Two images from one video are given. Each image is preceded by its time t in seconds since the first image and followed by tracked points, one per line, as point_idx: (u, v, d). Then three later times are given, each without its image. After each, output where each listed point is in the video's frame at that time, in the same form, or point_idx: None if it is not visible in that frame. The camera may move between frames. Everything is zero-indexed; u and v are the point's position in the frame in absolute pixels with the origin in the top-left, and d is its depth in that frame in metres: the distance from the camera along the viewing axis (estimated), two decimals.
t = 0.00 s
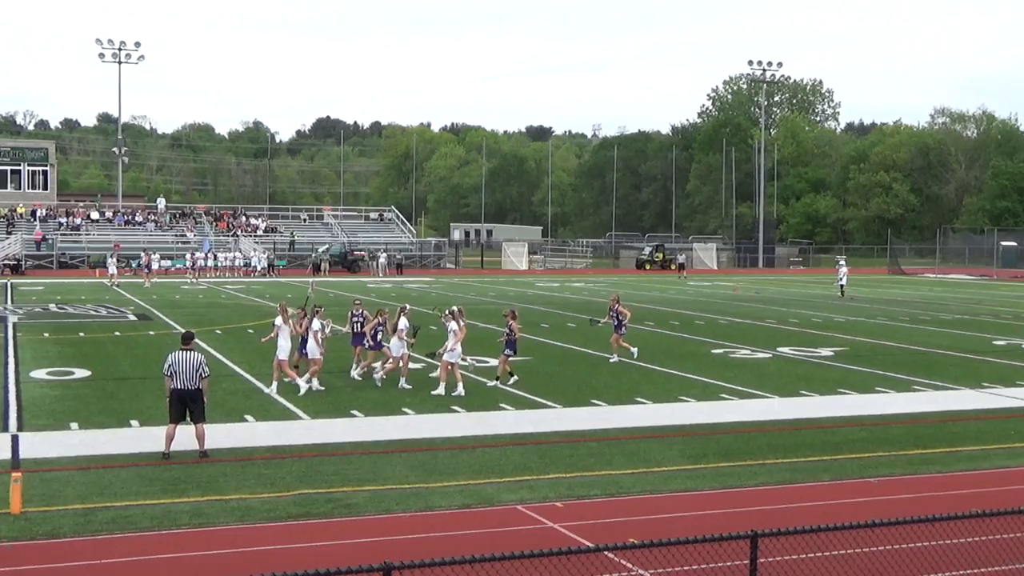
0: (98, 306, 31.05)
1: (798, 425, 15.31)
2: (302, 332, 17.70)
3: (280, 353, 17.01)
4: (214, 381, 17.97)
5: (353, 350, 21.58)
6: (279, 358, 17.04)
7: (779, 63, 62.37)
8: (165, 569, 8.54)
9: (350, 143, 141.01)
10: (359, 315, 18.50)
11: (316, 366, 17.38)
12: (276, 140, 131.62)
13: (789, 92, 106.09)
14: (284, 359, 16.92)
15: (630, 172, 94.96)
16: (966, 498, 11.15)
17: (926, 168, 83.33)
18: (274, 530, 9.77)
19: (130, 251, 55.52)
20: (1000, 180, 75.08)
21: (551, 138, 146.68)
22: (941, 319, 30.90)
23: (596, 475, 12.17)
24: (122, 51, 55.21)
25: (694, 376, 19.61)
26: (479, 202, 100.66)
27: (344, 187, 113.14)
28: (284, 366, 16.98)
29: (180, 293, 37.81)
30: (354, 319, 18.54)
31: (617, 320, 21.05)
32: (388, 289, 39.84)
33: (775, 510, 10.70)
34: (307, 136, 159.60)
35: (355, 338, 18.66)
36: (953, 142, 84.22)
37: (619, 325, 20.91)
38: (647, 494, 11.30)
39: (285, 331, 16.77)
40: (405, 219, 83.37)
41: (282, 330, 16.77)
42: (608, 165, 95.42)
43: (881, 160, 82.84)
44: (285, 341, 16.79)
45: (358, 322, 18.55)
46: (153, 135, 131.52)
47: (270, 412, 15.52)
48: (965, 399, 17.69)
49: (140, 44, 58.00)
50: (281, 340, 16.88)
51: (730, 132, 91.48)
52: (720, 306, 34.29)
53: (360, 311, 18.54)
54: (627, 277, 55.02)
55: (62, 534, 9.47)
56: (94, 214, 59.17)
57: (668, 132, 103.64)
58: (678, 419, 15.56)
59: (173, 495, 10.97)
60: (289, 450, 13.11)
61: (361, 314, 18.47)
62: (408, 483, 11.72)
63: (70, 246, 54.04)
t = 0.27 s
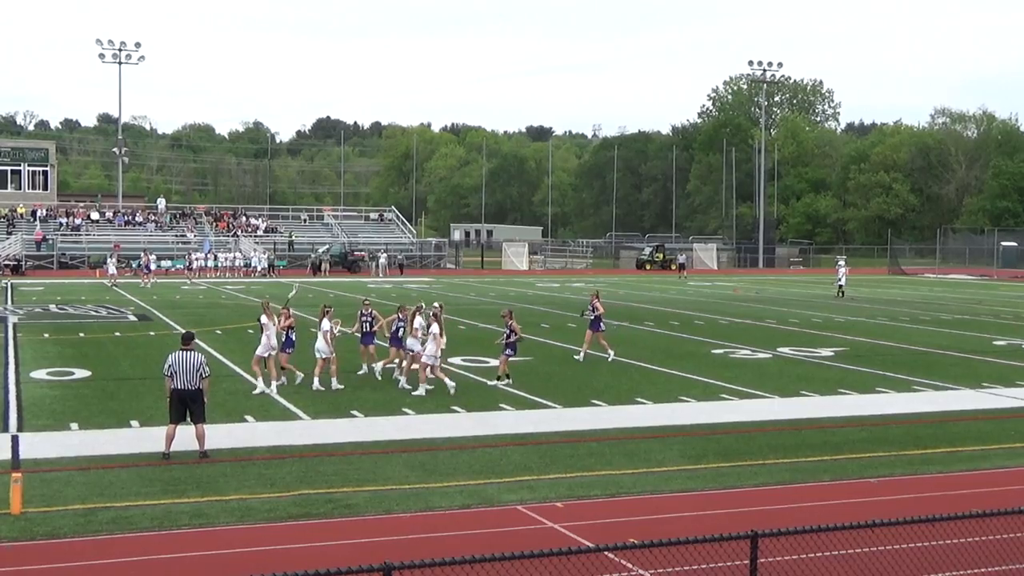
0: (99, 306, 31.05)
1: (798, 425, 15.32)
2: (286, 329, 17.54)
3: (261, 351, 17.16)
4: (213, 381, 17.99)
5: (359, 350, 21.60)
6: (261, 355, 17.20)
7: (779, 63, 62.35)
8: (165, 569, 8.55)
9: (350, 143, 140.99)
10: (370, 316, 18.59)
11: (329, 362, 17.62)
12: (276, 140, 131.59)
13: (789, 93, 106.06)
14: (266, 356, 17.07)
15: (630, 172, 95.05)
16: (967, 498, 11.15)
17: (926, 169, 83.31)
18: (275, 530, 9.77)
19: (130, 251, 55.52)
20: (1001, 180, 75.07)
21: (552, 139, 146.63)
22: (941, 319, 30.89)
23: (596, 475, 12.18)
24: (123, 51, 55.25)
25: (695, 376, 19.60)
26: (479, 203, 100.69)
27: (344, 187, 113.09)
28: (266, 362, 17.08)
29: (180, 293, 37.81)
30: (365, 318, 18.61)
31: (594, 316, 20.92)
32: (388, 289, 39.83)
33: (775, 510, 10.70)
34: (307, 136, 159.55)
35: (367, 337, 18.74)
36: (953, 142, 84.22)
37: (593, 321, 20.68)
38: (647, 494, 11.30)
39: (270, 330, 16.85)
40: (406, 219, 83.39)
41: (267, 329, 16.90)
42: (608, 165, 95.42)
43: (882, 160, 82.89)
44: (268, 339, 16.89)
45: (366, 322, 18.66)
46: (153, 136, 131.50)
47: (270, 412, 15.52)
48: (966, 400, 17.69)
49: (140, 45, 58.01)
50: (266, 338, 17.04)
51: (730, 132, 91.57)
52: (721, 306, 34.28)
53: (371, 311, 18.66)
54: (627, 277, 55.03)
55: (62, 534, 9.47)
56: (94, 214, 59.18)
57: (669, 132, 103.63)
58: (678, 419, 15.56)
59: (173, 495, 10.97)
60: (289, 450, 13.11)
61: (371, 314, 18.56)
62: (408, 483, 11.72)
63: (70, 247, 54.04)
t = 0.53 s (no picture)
0: (98, 306, 31.06)
1: (798, 424, 15.32)
2: (271, 330, 17.64)
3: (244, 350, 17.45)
4: (215, 381, 17.99)
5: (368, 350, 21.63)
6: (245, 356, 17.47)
7: (778, 62, 62.29)
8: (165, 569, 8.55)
9: (349, 143, 140.97)
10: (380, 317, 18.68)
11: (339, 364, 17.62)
12: (275, 141, 131.54)
13: (788, 92, 106.00)
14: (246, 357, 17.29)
15: (629, 171, 95.13)
16: (968, 497, 11.15)
17: (925, 168, 83.34)
18: (275, 530, 9.77)
19: (130, 251, 55.52)
20: (1000, 179, 75.11)
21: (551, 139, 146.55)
22: (940, 318, 30.91)
23: (596, 475, 12.16)
24: (122, 51, 55.26)
25: (694, 375, 19.58)
26: (478, 202, 100.71)
27: (343, 187, 113.06)
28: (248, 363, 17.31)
29: (180, 293, 37.86)
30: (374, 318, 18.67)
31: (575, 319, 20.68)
32: (387, 289, 39.84)
33: (775, 510, 10.69)
34: (306, 136, 159.54)
35: (380, 338, 18.83)
36: (952, 142, 84.22)
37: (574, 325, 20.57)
38: (647, 494, 11.31)
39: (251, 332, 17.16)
40: (406, 219, 83.44)
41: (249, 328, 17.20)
42: (607, 165, 95.39)
43: (880, 159, 82.93)
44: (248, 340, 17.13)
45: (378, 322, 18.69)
46: (152, 136, 131.50)
47: (270, 412, 15.54)
48: (965, 398, 17.70)
49: (139, 45, 57.99)
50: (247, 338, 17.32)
51: (729, 131, 91.62)
52: (720, 306, 34.37)
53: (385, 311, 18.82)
54: (626, 277, 55.16)
55: (61, 535, 9.46)
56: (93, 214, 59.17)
57: (668, 132, 103.63)
58: (678, 419, 15.58)
59: (173, 495, 10.97)
60: (289, 450, 13.11)
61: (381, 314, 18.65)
62: (408, 483, 11.71)
63: (70, 247, 54.01)
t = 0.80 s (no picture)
0: (98, 306, 31.06)
1: (798, 423, 15.33)
2: (257, 330, 17.64)
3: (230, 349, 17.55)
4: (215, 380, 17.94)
5: (371, 350, 21.61)
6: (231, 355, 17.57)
7: (777, 61, 62.22)
8: (164, 569, 8.55)
9: (348, 143, 140.97)
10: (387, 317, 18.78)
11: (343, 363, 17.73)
12: (275, 141, 131.54)
13: (787, 92, 105.96)
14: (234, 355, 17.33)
15: (628, 171, 95.12)
16: (967, 497, 11.15)
17: (924, 167, 83.29)
18: (274, 530, 9.76)
19: (129, 251, 55.49)
20: (999, 178, 75.05)
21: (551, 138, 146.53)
22: (939, 318, 30.95)
23: (595, 474, 12.15)
24: (121, 51, 55.23)
25: (694, 375, 19.57)
26: (478, 202, 100.72)
27: (343, 186, 113.06)
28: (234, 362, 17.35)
29: (179, 293, 37.88)
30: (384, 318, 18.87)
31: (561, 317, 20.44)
32: (387, 289, 39.85)
33: (775, 509, 10.68)
34: (306, 136, 159.55)
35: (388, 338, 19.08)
36: (951, 141, 84.21)
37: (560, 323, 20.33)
38: (647, 493, 11.31)
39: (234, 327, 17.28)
40: (406, 219, 83.36)
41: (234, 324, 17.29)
42: (606, 164, 95.35)
43: (880, 158, 82.94)
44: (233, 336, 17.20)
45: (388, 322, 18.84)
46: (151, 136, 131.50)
47: (269, 412, 15.54)
48: (964, 398, 17.72)
49: (138, 45, 57.98)
50: (234, 335, 17.40)
51: (729, 131, 91.61)
52: (720, 305, 34.40)
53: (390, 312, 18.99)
54: (626, 276, 55.20)
55: (60, 535, 9.46)
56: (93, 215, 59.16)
57: (667, 131, 103.59)
58: (677, 418, 15.59)
59: (173, 495, 10.97)
60: (288, 450, 13.11)
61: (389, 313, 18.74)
62: (407, 482, 11.71)
63: (69, 246, 54.00)
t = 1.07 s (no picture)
0: (97, 306, 31.07)
1: (797, 423, 15.36)
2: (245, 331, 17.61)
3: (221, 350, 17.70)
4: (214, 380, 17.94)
5: (371, 349, 21.61)
6: (220, 356, 17.71)
7: (777, 61, 62.19)
8: (163, 569, 8.55)
9: (347, 143, 141.04)
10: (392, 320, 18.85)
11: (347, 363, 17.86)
12: (274, 140, 131.56)
13: (787, 91, 105.99)
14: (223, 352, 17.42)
15: (628, 170, 95.11)
16: (966, 496, 11.17)
17: (924, 167, 83.35)
18: (273, 530, 9.76)
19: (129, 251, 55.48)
20: (999, 178, 75.11)
21: (550, 138, 146.58)
22: (938, 317, 31.00)
23: (594, 474, 12.14)
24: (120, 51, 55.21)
25: (694, 375, 19.58)
26: (477, 202, 100.79)
27: (342, 186, 113.13)
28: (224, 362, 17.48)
29: (179, 293, 37.88)
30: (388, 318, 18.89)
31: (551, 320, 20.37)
32: (386, 289, 39.88)
33: (774, 509, 10.69)
34: (305, 136, 159.60)
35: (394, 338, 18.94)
36: (951, 140, 84.25)
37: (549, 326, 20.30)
38: (646, 493, 11.32)
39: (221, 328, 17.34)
40: (406, 218, 83.33)
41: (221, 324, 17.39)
42: (605, 164, 95.37)
43: (880, 158, 82.99)
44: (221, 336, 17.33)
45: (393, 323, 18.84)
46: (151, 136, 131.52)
47: (269, 412, 15.55)
48: (963, 397, 17.75)
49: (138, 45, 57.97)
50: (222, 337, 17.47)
51: (728, 130, 91.65)
52: (719, 305, 34.46)
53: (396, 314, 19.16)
54: (625, 276, 55.25)
55: (60, 535, 9.46)
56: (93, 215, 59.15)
57: (667, 131, 103.62)
58: (676, 418, 15.60)
59: (173, 495, 10.98)
60: (287, 450, 13.12)
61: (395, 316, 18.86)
62: (407, 482, 11.72)
63: (69, 246, 53.99)
